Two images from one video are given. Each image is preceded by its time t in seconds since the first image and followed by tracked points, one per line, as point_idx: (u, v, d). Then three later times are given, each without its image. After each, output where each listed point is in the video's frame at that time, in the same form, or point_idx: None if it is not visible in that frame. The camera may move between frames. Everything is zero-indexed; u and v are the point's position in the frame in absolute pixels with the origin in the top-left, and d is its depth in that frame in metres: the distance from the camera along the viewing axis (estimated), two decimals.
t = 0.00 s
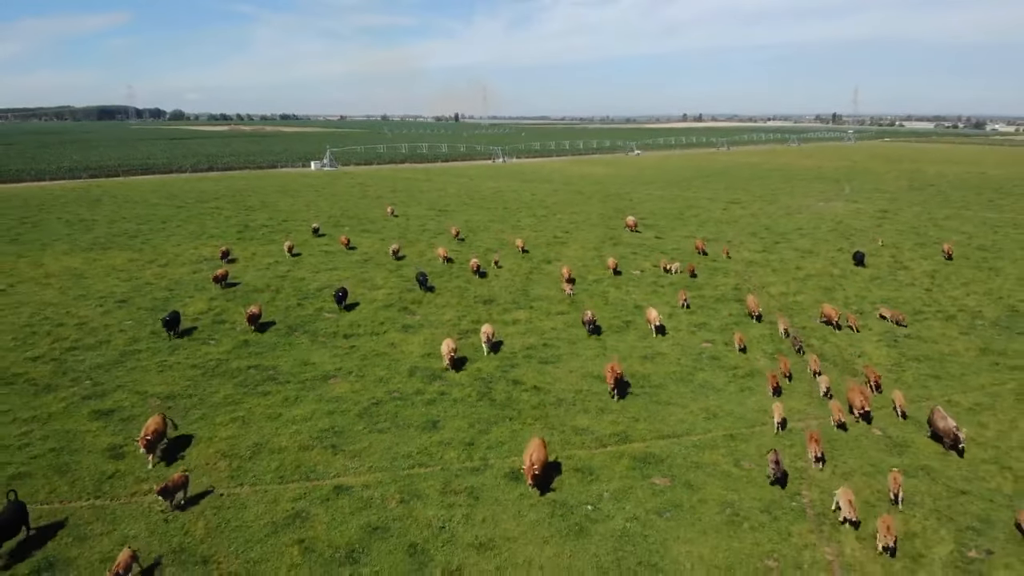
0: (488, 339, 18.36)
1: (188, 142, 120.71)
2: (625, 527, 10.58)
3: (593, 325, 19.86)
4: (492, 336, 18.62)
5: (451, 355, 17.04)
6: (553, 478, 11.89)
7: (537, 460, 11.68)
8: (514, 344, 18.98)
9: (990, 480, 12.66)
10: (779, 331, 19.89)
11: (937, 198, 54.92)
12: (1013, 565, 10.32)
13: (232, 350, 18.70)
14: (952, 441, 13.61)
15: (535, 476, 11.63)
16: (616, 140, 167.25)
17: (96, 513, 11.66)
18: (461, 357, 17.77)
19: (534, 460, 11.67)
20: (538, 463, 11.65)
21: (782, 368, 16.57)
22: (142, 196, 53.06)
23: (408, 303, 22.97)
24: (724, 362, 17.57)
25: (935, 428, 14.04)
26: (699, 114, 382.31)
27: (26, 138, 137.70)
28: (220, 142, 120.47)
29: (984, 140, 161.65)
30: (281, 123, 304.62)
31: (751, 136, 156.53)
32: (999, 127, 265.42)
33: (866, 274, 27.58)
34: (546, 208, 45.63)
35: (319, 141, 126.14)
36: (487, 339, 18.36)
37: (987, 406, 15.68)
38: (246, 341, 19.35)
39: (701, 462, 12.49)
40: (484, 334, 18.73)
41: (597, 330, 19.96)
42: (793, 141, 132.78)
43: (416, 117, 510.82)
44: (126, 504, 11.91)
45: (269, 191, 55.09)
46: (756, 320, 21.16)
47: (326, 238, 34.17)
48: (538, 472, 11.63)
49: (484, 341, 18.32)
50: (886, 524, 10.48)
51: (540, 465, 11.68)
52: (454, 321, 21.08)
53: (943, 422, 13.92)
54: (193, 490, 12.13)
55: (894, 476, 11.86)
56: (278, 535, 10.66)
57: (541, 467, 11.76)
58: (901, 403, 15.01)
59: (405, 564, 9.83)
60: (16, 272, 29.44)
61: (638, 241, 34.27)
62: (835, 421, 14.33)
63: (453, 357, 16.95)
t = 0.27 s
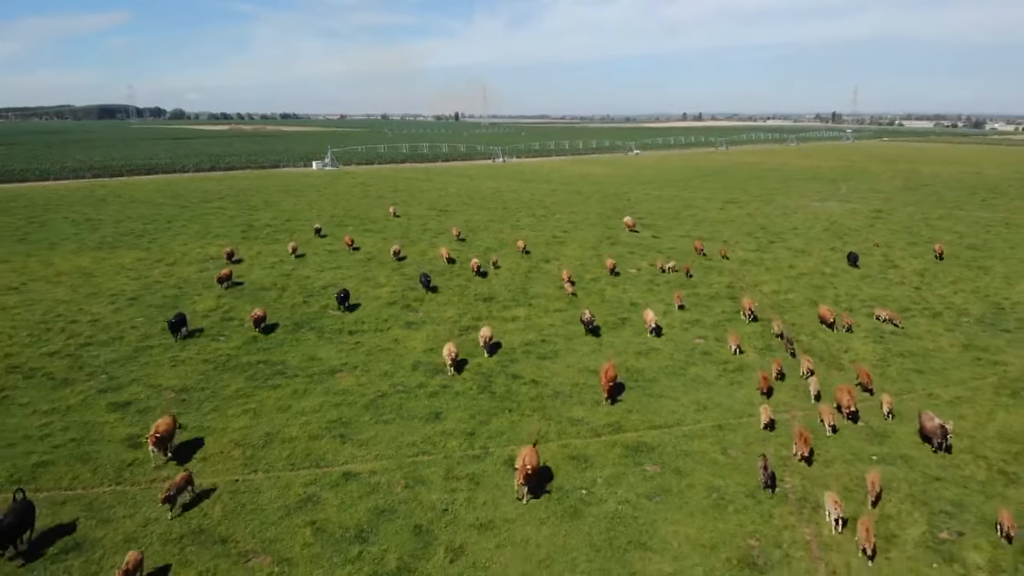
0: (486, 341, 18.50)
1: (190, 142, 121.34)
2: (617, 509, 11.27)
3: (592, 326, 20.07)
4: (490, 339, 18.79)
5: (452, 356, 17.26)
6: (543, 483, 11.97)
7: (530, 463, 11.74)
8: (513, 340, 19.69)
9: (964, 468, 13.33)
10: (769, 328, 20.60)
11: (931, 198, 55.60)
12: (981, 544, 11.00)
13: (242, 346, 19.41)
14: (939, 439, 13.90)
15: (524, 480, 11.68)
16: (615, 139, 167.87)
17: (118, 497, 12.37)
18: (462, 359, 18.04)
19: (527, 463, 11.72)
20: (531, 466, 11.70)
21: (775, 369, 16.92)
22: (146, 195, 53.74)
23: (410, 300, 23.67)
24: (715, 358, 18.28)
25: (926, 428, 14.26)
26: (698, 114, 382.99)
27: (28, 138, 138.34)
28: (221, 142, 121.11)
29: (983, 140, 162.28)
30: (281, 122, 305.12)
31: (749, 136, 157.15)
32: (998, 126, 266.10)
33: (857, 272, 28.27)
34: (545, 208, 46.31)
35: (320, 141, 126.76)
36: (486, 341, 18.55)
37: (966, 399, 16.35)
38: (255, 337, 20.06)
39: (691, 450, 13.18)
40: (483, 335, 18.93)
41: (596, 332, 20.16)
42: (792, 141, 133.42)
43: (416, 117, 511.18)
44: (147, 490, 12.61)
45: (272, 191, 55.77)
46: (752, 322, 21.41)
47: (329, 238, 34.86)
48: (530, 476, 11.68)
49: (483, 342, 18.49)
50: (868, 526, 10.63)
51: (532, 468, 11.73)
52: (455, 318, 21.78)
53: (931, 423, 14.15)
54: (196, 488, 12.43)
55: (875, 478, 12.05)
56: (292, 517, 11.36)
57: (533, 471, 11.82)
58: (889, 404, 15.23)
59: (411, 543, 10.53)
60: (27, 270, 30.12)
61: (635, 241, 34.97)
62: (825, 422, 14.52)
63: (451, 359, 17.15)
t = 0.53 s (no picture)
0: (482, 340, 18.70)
1: (191, 139, 121.80)
2: (609, 491, 11.99)
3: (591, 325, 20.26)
4: (486, 338, 19.03)
5: (454, 353, 17.58)
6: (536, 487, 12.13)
7: (522, 468, 11.93)
8: (513, 333, 20.41)
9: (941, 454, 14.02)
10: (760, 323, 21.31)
11: (926, 195, 56.22)
12: (952, 523, 11.69)
13: (251, 339, 20.13)
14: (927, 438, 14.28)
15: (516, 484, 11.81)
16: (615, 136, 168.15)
17: (139, 480, 13.08)
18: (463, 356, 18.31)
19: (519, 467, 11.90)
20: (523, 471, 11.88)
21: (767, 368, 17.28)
22: (150, 192, 54.37)
23: (413, 295, 24.36)
24: (707, 351, 19.00)
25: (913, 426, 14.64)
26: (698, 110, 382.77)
27: (30, 135, 138.94)
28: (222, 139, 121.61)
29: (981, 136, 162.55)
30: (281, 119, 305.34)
31: (749, 133, 157.82)
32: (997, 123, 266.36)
33: (849, 268, 28.95)
34: (545, 205, 46.97)
35: (321, 138, 127.35)
36: (482, 340, 18.81)
37: (947, 389, 17.04)
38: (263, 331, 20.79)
39: (680, 438, 13.89)
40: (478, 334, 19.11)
41: (594, 331, 20.37)
42: (791, 137, 133.82)
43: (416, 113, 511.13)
44: (166, 473, 13.32)
45: (275, 188, 56.39)
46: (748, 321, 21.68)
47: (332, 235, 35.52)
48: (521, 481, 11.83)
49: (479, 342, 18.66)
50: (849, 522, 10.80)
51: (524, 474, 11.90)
52: (456, 313, 22.48)
53: (919, 420, 14.56)
54: (199, 487, 12.68)
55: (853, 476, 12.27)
56: (304, 497, 12.08)
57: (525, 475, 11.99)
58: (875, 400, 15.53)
59: (417, 520, 11.25)
60: (37, 266, 30.81)
61: (633, 237, 35.65)
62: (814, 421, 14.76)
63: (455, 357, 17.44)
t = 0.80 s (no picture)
0: (475, 339, 18.94)
1: (192, 135, 122.29)
2: (602, 471, 12.85)
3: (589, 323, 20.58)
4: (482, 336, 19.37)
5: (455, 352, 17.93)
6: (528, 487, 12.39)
7: (515, 468, 12.17)
8: (512, 326, 21.27)
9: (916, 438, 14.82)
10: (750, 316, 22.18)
11: (921, 192, 56.98)
12: (922, 500, 12.52)
13: (261, 331, 20.98)
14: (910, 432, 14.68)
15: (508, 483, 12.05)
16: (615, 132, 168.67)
17: (161, 462, 13.91)
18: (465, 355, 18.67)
19: (512, 467, 12.15)
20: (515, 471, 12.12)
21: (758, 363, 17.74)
22: (155, 189, 55.15)
23: (415, 290, 25.21)
24: (698, 343, 19.85)
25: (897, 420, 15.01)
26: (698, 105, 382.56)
27: (31, 131, 139.39)
28: (223, 135, 122.17)
29: (980, 133, 162.86)
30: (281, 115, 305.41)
31: (748, 129, 158.24)
32: (997, 118, 266.41)
33: (839, 264, 29.77)
34: (544, 201, 47.78)
35: (322, 135, 127.94)
36: (478, 337, 19.14)
37: (926, 378, 17.87)
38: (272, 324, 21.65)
39: (670, 423, 14.74)
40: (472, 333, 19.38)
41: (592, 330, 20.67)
42: (789, 134, 134.19)
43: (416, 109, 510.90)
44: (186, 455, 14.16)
45: (278, 185, 57.17)
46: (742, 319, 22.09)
47: (336, 231, 36.37)
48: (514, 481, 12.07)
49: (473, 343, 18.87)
50: (828, 518, 11.15)
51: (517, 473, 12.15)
52: (458, 306, 23.34)
53: (904, 414, 14.92)
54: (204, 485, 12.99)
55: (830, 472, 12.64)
56: (316, 477, 12.94)
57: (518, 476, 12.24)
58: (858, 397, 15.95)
59: (422, 497, 12.10)
60: (50, 261, 31.66)
61: (630, 233, 36.48)
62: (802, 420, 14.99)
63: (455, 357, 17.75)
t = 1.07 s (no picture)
0: (471, 337, 19.24)
1: (192, 132, 122.69)
2: (596, 456, 13.61)
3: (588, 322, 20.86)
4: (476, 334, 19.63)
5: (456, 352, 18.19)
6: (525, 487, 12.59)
7: (509, 468, 12.44)
8: (511, 320, 22.01)
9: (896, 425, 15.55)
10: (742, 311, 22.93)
11: (916, 188, 57.63)
12: (898, 482, 13.26)
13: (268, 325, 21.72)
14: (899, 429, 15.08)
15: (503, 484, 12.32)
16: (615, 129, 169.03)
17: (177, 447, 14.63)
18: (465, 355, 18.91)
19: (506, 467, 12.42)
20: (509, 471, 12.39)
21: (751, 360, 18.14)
22: (158, 186, 55.79)
23: (418, 285, 25.93)
24: (691, 336, 20.59)
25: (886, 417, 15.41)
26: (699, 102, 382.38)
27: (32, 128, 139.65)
28: (224, 132, 122.62)
29: (979, 129, 163.11)
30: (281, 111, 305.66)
31: (747, 126, 158.58)
32: (997, 115, 266.53)
33: (831, 260, 30.48)
34: (543, 198, 48.45)
35: (323, 131, 128.31)
36: (474, 336, 19.40)
37: (909, 369, 18.59)
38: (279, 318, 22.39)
39: (661, 411, 15.52)
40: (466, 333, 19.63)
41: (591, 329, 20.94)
42: (788, 131, 134.55)
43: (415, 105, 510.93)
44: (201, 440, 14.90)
45: (280, 182, 57.82)
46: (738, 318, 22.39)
47: (338, 228, 37.05)
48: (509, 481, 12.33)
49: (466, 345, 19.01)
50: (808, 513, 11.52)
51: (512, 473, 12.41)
52: (459, 301, 24.06)
53: (891, 411, 15.35)
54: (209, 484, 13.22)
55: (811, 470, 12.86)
56: (326, 461, 13.68)
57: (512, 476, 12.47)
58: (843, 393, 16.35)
59: (426, 480, 12.85)
60: (60, 257, 32.39)
61: (627, 230, 37.17)
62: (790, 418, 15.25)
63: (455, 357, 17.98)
